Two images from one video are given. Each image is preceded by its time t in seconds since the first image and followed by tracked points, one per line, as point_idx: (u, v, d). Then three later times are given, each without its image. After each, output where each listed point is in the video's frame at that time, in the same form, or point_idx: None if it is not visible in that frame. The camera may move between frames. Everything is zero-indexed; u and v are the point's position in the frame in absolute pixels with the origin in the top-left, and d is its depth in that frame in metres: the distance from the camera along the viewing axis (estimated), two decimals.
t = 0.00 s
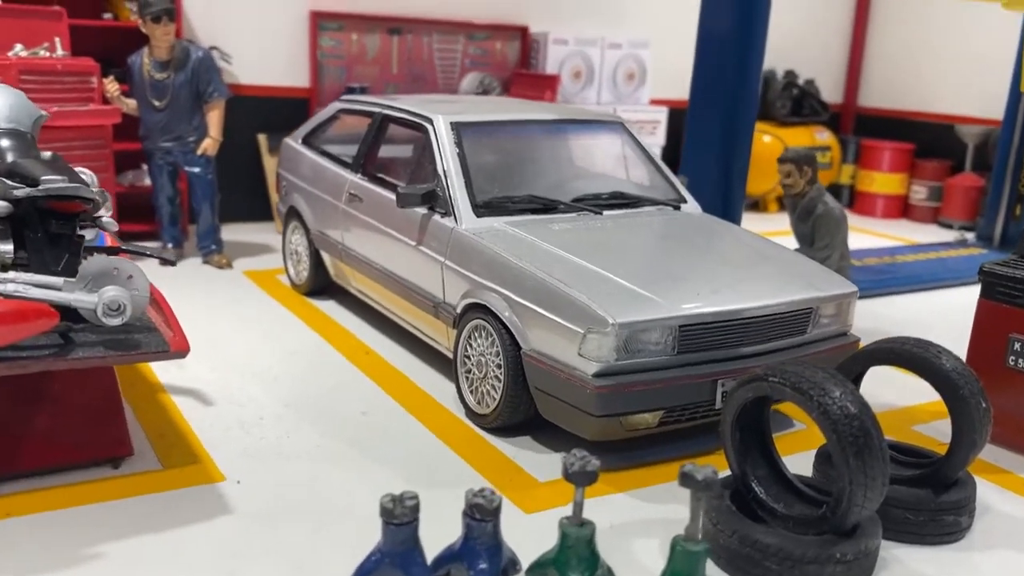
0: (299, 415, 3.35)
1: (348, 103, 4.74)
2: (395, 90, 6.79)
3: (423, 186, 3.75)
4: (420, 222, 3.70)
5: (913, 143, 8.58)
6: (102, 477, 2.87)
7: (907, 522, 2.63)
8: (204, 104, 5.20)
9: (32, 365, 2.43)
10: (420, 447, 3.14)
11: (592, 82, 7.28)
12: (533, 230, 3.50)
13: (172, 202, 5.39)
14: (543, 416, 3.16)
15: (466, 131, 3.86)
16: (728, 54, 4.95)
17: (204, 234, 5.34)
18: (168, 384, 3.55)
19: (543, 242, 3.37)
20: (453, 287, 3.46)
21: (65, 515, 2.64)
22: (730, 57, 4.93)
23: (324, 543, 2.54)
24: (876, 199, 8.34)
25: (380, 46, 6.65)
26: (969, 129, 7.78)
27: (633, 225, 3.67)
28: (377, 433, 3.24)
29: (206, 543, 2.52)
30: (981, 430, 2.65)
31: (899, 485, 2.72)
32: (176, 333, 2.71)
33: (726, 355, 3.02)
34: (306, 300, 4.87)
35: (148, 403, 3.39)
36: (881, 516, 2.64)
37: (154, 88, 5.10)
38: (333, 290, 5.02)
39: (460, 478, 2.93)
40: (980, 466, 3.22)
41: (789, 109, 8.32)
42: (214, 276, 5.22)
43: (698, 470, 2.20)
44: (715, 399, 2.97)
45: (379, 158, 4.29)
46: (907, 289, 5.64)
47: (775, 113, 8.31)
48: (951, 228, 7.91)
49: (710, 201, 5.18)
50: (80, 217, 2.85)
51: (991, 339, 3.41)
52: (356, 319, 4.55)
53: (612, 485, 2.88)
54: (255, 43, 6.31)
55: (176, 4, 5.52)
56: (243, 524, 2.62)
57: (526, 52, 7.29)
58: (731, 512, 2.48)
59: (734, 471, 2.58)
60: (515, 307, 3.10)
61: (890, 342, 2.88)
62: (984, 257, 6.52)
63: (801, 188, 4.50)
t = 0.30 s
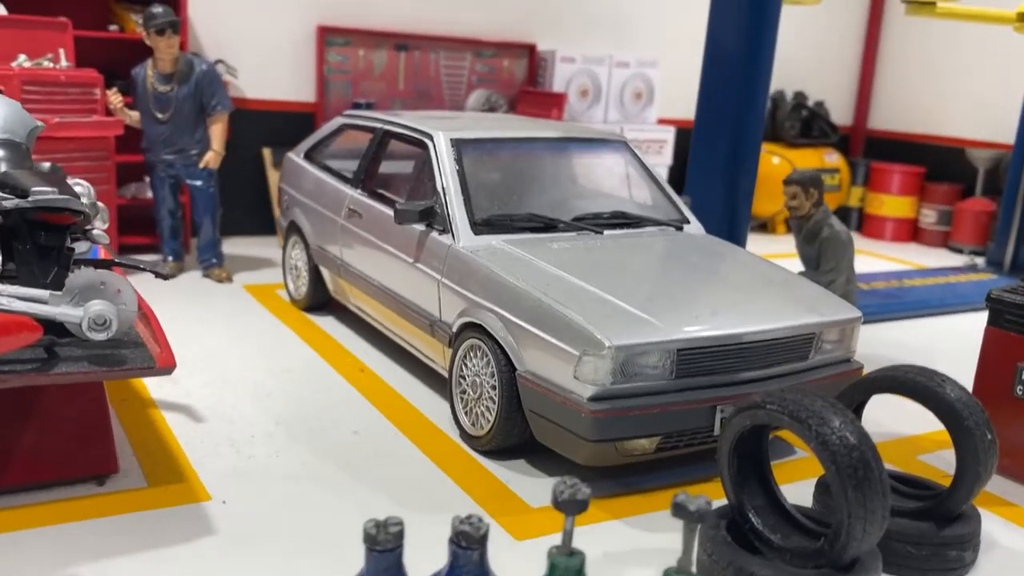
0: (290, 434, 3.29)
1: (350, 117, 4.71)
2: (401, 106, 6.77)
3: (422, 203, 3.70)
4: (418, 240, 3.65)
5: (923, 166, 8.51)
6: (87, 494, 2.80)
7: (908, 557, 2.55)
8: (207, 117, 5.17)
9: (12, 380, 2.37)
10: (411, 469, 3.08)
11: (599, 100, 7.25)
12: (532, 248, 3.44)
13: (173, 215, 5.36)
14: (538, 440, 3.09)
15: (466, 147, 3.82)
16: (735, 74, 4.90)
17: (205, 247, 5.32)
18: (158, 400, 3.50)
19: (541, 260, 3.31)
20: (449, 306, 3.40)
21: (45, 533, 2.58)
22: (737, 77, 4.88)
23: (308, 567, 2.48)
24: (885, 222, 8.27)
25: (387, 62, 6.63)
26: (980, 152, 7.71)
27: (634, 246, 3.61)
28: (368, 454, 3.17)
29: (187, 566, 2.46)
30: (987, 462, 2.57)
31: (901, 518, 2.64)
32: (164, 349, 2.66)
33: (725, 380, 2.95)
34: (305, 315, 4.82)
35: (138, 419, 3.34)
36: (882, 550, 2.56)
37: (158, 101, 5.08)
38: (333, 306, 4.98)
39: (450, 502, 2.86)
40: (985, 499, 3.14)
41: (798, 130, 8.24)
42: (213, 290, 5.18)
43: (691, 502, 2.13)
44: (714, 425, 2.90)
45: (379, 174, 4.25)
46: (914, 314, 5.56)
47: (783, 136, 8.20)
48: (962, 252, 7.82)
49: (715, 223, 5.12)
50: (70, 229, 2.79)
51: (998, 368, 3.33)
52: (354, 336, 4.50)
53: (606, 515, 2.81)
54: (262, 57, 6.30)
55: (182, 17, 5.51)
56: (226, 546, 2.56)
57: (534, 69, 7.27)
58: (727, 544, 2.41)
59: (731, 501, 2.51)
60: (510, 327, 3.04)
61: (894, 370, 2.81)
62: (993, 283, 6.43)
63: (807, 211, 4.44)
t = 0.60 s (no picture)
0: (281, 466, 3.21)
1: (353, 141, 4.66)
2: (409, 130, 6.74)
3: (422, 230, 3.62)
4: (417, 268, 3.57)
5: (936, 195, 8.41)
6: (69, 527, 2.73)
7: None
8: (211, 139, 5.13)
9: None
10: (403, 506, 2.99)
11: (608, 125, 7.20)
12: (532, 278, 3.35)
13: (175, 237, 5.31)
14: (535, 477, 2.99)
15: (468, 174, 3.75)
16: (744, 101, 4.83)
17: (206, 269, 5.27)
18: (149, 428, 3.42)
19: (541, 291, 3.23)
20: (447, 336, 3.32)
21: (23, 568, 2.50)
22: (747, 104, 4.81)
23: None
24: (898, 251, 8.16)
25: (395, 85, 6.60)
26: (994, 182, 7.61)
27: (638, 277, 3.53)
28: (360, 489, 3.09)
29: None
30: (1000, 511, 2.47)
31: (910, 566, 2.54)
32: (149, 380, 2.58)
33: (729, 419, 2.86)
34: (304, 341, 4.75)
35: (127, 448, 3.26)
36: None
37: (161, 122, 5.04)
38: (333, 331, 4.90)
39: (442, 542, 2.77)
40: (998, 545, 3.03)
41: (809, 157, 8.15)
42: (212, 313, 5.11)
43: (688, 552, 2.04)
44: (717, 465, 2.81)
45: (380, 200, 4.19)
46: (926, 347, 5.45)
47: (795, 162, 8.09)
48: (976, 283, 7.70)
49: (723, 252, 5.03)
50: (58, 255, 2.73)
51: (1012, 408, 3.22)
52: (353, 363, 4.42)
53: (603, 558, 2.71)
54: (269, 79, 6.26)
55: (188, 38, 5.49)
56: None
57: (543, 94, 7.22)
58: None
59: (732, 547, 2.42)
60: (508, 360, 2.96)
61: (903, 411, 2.71)
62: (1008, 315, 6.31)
63: (816, 242, 4.35)
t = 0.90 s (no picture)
0: (275, 500, 3.13)
1: (356, 166, 4.60)
2: (414, 153, 6.68)
3: (423, 258, 3.55)
4: (417, 297, 3.49)
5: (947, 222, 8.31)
6: (53, 564, 2.64)
7: None
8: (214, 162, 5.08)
9: None
10: (398, 545, 2.90)
11: (615, 150, 7.15)
12: (534, 309, 3.27)
13: (175, 260, 5.25)
14: (535, 516, 2.90)
15: (471, 201, 3.67)
16: (752, 127, 4.77)
17: (206, 292, 5.21)
18: (141, 458, 3.35)
19: (544, 322, 3.14)
20: (447, 368, 3.24)
21: None
22: (754, 130, 4.75)
23: None
24: (908, 279, 8.07)
25: (400, 108, 6.55)
26: (1006, 211, 7.52)
27: (644, 308, 3.44)
28: (354, 526, 3.00)
29: None
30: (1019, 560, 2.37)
31: None
32: (138, 414, 2.50)
33: (736, 458, 2.76)
34: (304, 368, 4.67)
35: (117, 479, 3.18)
36: None
37: (164, 144, 4.99)
38: (333, 358, 4.83)
39: None
40: None
41: (819, 184, 8.10)
42: (212, 338, 5.04)
43: None
44: (723, 506, 2.71)
45: (382, 226, 4.12)
46: (937, 379, 5.35)
47: (804, 189, 8.04)
48: (987, 312, 7.60)
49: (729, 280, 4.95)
50: (48, 283, 2.63)
51: None
52: (353, 391, 4.34)
53: None
54: (275, 101, 6.22)
55: (193, 60, 5.45)
56: None
57: (549, 118, 7.17)
58: None
59: None
60: (508, 394, 2.87)
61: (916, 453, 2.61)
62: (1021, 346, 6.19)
63: (825, 272, 4.26)
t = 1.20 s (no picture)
0: (270, 554, 3.06)
1: (360, 203, 4.54)
2: (422, 183, 6.63)
3: (426, 302, 3.48)
4: (419, 342, 3.42)
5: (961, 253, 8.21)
6: None
7: None
8: (218, 196, 5.03)
9: None
10: None
11: (624, 181, 7.08)
12: (538, 358, 3.19)
13: (178, 295, 5.20)
14: None
15: (475, 244, 3.60)
16: (763, 163, 4.69)
17: (209, 328, 5.15)
18: (135, 508, 3.28)
19: (547, 373, 3.06)
20: (448, 418, 3.16)
21: None
22: (766, 165, 4.67)
23: None
24: (921, 310, 7.97)
25: (408, 139, 6.51)
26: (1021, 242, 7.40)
27: (651, 356, 3.36)
28: None
29: None
30: None
31: None
32: (125, 473, 2.43)
33: (745, 521, 2.67)
34: (306, 408, 4.60)
35: (109, 531, 3.11)
36: None
37: (167, 179, 4.94)
38: (335, 397, 4.75)
39: None
40: None
41: (830, 215, 8.02)
42: (214, 375, 4.98)
43: None
44: (731, 570, 2.61)
45: (385, 266, 4.06)
46: (952, 418, 5.24)
47: (815, 219, 7.96)
48: (1002, 345, 7.47)
49: (738, 317, 4.85)
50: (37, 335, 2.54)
51: None
52: (355, 433, 4.26)
53: None
54: (281, 132, 6.18)
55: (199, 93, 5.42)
56: None
57: (558, 148, 7.11)
58: None
59: None
60: (509, 451, 2.79)
61: (932, 519, 2.53)
62: None
63: (838, 313, 4.15)
